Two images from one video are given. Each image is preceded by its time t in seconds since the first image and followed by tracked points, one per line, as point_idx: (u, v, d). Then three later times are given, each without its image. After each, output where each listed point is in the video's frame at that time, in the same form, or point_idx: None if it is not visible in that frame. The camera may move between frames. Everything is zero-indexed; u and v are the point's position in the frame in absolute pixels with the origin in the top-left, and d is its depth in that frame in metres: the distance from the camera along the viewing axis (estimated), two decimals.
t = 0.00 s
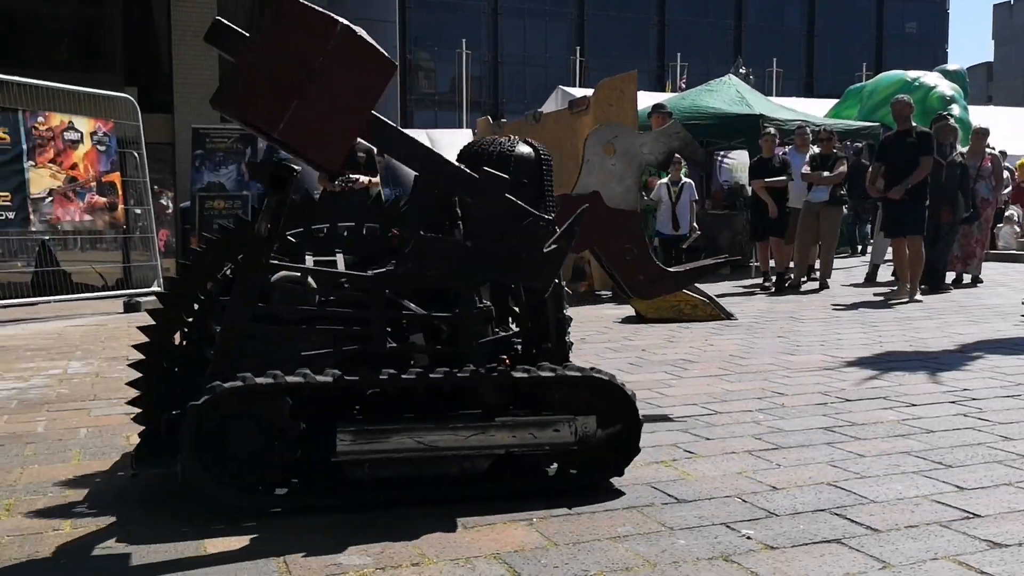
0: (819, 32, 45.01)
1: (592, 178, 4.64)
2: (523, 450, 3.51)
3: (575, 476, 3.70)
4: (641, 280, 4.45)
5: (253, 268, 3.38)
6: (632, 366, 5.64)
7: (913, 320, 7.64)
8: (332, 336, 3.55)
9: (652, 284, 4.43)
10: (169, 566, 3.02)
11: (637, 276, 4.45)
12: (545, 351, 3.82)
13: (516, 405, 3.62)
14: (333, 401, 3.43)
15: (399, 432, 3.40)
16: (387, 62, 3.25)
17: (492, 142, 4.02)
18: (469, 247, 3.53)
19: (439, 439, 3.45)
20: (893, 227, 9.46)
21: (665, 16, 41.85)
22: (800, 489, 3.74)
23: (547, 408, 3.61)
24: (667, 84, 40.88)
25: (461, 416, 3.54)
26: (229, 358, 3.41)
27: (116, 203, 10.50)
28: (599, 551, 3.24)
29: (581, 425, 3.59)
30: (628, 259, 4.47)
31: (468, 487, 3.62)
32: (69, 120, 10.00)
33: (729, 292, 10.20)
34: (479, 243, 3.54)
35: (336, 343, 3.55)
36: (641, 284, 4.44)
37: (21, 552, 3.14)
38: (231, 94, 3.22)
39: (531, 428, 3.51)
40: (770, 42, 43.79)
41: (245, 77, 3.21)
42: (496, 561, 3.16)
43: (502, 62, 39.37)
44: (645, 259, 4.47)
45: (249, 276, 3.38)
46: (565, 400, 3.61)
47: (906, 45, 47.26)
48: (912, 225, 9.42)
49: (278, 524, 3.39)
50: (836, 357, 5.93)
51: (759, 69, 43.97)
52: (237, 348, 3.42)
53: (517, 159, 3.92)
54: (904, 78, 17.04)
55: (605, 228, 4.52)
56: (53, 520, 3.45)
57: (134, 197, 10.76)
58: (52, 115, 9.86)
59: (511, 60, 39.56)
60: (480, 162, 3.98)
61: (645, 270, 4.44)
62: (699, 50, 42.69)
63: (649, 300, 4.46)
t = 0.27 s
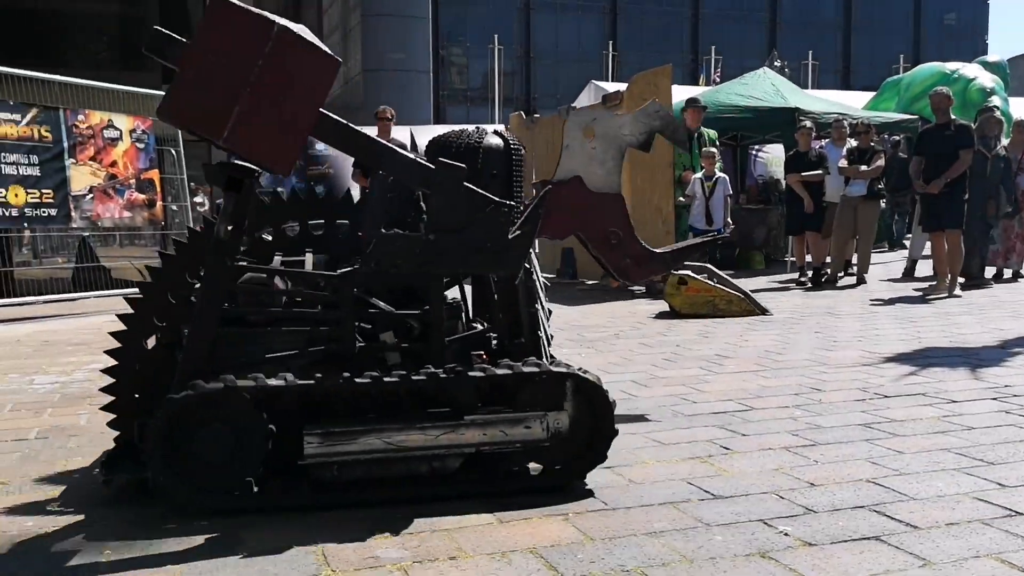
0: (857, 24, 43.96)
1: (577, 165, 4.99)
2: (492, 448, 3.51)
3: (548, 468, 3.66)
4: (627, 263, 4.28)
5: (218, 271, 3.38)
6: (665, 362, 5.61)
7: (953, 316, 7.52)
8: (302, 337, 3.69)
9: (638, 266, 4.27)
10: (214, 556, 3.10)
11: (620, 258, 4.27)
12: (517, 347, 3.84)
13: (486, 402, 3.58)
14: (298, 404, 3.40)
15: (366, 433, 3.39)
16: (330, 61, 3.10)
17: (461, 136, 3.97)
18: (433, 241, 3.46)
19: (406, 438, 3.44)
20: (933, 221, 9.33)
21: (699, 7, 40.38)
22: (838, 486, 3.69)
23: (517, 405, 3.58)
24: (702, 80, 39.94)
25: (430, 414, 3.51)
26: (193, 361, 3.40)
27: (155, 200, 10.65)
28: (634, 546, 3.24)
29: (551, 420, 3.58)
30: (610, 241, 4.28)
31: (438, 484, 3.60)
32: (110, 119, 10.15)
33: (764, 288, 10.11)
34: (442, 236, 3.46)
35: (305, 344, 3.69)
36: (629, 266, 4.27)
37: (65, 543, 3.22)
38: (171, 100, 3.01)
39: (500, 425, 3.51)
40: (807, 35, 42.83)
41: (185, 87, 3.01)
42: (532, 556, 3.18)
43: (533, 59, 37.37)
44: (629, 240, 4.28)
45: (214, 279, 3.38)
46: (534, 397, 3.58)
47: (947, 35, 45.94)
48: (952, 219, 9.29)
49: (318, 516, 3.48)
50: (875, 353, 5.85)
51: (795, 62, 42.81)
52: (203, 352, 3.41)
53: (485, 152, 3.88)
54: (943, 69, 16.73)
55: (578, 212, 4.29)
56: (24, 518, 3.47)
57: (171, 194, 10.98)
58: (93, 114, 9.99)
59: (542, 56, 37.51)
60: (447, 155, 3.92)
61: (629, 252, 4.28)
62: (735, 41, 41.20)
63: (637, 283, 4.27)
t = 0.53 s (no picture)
0: (912, 14, 42.71)
1: (587, 164, 4.72)
2: (466, 450, 3.46)
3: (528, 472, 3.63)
4: (637, 265, 4.55)
5: (202, 266, 3.49)
6: (716, 359, 5.56)
7: (1014, 313, 7.33)
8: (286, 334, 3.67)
9: (649, 267, 4.53)
10: (276, 549, 3.22)
11: (631, 260, 4.55)
12: (502, 347, 3.95)
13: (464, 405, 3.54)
14: (273, 398, 3.46)
15: (339, 430, 3.43)
16: (309, 55, 3.22)
17: (457, 135, 4.08)
18: (408, 240, 3.39)
19: (379, 436, 3.45)
20: (990, 216, 9.10)
21: None
22: (897, 485, 3.63)
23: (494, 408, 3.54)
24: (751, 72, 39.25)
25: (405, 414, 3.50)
26: (177, 353, 3.53)
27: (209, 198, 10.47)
28: (689, 543, 3.23)
29: (529, 426, 3.53)
30: (619, 242, 4.58)
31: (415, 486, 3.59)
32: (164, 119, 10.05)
33: (815, 284, 9.96)
34: (418, 236, 3.39)
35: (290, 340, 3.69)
36: (637, 269, 4.55)
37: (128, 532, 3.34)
38: (151, 98, 3.18)
39: (476, 426, 3.47)
40: (861, 26, 41.73)
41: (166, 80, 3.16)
42: (585, 551, 3.19)
43: (582, 53, 37.57)
44: (637, 241, 4.56)
45: (198, 273, 3.50)
46: (511, 400, 3.54)
47: (1008, 25, 44.38)
48: (1011, 213, 9.05)
49: (375, 510, 3.57)
50: (934, 350, 5.73)
51: (848, 54, 41.86)
52: (187, 345, 3.53)
53: (478, 151, 3.99)
54: (1003, 61, 16.35)
55: (588, 214, 4.62)
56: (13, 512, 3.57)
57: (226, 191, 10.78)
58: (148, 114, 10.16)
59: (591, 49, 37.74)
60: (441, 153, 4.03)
61: (637, 253, 4.54)
62: (786, 34, 40.43)
63: (648, 285, 4.55)
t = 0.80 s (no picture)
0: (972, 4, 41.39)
1: (605, 159, 4.50)
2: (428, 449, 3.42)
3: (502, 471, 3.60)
4: (657, 262, 4.34)
5: (182, 263, 3.67)
6: (772, 355, 5.50)
7: None
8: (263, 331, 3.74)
9: (667, 264, 4.32)
10: (337, 542, 3.33)
11: (649, 257, 4.35)
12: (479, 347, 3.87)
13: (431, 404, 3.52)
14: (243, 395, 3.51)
15: (303, 426, 3.41)
16: (268, 57, 3.33)
17: (446, 134, 4.33)
18: (369, 238, 3.42)
19: (342, 434, 3.43)
20: None
21: None
22: (961, 484, 3.56)
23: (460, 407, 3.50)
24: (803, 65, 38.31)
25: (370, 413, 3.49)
26: (161, 350, 3.71)
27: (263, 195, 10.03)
28: (748, 540, 3.20)
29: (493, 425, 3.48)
30: (637, 237, 4.39)
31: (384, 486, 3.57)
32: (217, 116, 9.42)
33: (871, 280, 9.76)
34: (380, 234, 3.42)
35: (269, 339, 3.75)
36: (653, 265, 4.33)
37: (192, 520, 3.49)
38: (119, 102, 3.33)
39: (439, 426, 3.43)
40: (918, 17, 40.53)
41: (131, 79, 3.31)
42: (643, 546, 3.19)
43: (632, 46, 36.69)
44: (656, 238, 4.37)
45: (181, 271, 3.68)
46: (477, 399, 3.50)
47: None
48: None
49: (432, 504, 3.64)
50: (997, 347, 5.60)
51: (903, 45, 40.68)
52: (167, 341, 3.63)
53: (463, 148, 4.23)
54: None
55: (607, 211, 4.47)
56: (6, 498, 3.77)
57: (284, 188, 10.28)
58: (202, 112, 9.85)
59: (641, 43, 36.74)
60: (435, 152, 4.30)
61: (654, 249, 4.35)
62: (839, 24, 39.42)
63: (668, 283, 4.34)
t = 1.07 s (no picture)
0: None
1: (633, 153, 4.46)
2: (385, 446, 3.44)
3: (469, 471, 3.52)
4: (686, 257, 4.38)
5: (178, 261, 3.72)
6: (837, 352, 5.42)
7: None
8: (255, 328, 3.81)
9: (698, 259, 4.37)
10: (403, 534, 3.38)
11: (679, 253, 4.38)
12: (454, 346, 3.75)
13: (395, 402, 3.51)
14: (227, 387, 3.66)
15: (271, 422, 3.55)
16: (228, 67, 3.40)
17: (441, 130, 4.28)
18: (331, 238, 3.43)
19: (308, 428, 3.52)
20: None
21: None
22: None
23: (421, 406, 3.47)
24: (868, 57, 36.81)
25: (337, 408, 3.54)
26: (161, 346, 3.73)
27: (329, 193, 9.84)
28: (817, 539, 3.16)
29: (451, 427, 3.42)
30: (668, 234, 4.39)
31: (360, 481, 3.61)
32: (285, 113, 9.40)
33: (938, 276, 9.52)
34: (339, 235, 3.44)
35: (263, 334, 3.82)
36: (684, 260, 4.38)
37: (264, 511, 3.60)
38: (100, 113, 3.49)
39: (398, 424, 3.43)
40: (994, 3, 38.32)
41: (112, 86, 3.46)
42: (710, 544, 3.17)
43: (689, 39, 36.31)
44: (686, 232, 4.38)
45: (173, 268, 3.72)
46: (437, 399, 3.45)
47: None
48: None
49: (497, 496, 3.68)
50: None
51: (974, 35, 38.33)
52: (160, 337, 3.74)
53: (455, 144, 4.18)
54: None
55: (643, 210, 4.41)
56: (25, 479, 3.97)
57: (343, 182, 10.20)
58: (267, 110, 9.26)
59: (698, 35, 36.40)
60: (430, 149, 4.24)
61: (683, 245, 4.38)
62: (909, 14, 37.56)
63: (699, 277, 4.39)
